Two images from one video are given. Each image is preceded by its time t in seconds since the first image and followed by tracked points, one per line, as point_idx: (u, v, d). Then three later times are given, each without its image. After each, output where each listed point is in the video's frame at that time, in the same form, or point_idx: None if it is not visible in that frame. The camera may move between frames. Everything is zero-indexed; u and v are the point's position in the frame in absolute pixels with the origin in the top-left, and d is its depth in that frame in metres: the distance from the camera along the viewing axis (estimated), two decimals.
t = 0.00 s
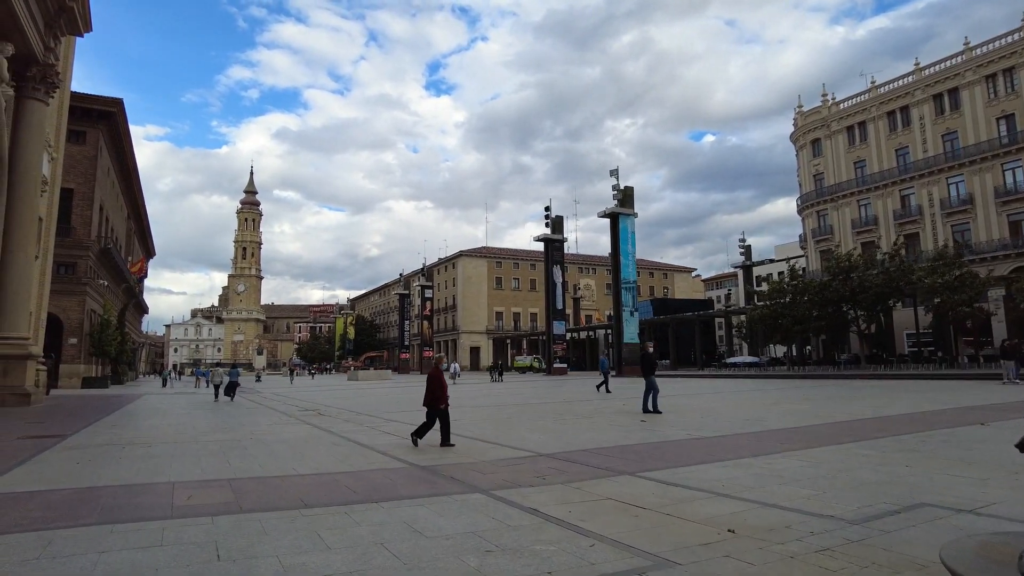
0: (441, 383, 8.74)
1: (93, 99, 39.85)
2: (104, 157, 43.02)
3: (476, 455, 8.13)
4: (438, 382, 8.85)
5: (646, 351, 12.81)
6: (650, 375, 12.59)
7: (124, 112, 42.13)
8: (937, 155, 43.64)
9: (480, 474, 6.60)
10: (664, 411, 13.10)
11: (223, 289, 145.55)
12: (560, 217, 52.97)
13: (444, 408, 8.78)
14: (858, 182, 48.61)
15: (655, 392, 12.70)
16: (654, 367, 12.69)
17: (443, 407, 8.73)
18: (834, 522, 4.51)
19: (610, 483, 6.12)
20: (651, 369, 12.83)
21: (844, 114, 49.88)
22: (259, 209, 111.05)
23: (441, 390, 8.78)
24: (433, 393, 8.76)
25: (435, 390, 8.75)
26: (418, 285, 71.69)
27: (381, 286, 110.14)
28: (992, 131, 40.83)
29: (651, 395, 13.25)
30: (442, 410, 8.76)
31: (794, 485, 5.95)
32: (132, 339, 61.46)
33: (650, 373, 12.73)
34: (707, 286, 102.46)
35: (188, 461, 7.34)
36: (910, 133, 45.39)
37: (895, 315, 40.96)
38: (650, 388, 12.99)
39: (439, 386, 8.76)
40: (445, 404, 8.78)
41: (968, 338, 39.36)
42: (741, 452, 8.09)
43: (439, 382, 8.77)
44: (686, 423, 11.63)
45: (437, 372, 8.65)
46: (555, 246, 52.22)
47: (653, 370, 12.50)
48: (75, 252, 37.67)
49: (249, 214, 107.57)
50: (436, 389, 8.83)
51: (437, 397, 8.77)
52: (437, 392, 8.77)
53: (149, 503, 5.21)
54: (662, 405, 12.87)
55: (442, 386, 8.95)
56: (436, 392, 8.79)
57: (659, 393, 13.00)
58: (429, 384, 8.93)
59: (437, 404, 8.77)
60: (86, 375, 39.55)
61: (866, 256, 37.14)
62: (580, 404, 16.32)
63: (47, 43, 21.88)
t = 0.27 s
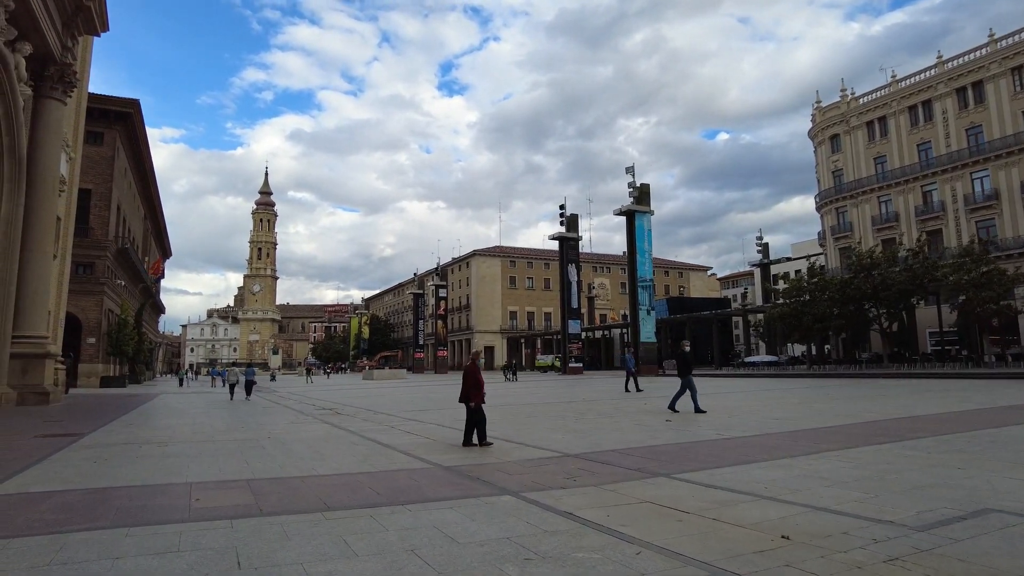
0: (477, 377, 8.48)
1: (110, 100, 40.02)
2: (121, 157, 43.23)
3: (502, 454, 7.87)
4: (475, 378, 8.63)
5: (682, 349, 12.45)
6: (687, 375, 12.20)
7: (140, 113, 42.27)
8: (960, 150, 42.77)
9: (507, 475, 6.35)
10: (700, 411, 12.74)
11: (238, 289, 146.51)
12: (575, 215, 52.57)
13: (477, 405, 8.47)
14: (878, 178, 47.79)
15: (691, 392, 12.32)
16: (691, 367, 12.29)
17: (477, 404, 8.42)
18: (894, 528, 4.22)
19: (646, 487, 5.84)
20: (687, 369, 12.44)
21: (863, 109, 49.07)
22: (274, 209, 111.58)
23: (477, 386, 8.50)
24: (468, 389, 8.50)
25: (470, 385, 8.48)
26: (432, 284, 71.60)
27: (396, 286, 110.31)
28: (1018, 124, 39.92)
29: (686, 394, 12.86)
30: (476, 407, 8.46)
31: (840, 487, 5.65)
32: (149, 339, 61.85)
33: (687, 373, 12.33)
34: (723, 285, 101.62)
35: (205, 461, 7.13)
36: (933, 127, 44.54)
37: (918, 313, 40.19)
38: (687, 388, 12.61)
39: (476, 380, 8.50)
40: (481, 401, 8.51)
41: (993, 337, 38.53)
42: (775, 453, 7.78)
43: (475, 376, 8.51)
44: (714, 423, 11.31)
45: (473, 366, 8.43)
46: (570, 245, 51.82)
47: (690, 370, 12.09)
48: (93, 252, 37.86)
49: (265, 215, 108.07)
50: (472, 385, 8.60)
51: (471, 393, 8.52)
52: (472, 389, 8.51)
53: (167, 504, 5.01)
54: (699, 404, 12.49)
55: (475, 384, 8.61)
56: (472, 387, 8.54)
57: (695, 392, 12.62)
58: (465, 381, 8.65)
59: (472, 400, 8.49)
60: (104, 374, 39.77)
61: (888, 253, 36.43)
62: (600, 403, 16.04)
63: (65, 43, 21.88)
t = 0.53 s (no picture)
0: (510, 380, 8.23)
1: (124, 102, 40.20)
2: (135, 159, 43.40)
3: (523, 460, 7.64)
4: (507, 383, 8.41)
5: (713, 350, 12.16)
6: (719, 375, 11.92)
7: (154, 114, 42.38)
8: (982, 147, 42.01)
9: (531, 483, 6.12)
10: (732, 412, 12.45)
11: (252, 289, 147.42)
12: (588, 214, 52.22)
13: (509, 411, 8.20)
14: (896, 176, 47.07)
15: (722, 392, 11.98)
16: (724, 368, 12.01)
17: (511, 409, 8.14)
18: (953, 545, 3.93)
19: (678, 496, 5.59)
20: (720, 370, 12.15)
21: (881, 106, 48.34)
22: (287, 210, 112.03)
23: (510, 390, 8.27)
24: (501, 394, 8.25)
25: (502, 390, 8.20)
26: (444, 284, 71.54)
27: (407, 286, 110.44)
28: None
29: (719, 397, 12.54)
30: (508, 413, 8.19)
31: (885, 496, 5.34)
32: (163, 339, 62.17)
33: (718, 374, 12.06)
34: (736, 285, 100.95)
35: (220, 467, 6.94)
36: (953, 124, 43.78)
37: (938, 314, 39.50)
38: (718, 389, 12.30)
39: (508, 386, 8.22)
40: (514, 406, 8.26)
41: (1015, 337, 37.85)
42: (806, 459, 7.50)
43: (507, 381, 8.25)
44: (736, 427, 11.06)
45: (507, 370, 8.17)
46: (583, 245, 51.39)
47: (722, 371, 11.82)
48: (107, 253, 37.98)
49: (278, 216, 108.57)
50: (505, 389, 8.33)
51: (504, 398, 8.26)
52: (505, 393, 8.25)
53: (178, 514, 4.80)
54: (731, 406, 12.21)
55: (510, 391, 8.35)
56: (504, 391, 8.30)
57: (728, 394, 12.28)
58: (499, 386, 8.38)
59: (505, 406, 8.24)
60: (119, 375, 39.94)
61: (906, 253, 35.83)
62: (618, 405, 15.80)
63: (80, 44, 21.85)
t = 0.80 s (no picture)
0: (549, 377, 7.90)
1: (139, 103, 40.39)
2: (151, 161, 43.55)
3: (549, 462, 7.33)
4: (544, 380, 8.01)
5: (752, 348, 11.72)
6: (757, 375, 11.50)
7: (169, 116, 42.54)
8: (1006, 141, 41.12)
9: (560, 486, 5.84)
10: (771, 413, 12.01)
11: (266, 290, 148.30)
12: (603, 213, 51.82)
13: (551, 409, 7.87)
14: (917, 172, 46.21)
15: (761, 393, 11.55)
16: (762, 367, 11.58)
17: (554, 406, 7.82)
18: None
19: (719, 501, 5.25)
20: (757, 369, 11.72)
21: (900, 101, 47.51)
22: (301, 211, 112.49)
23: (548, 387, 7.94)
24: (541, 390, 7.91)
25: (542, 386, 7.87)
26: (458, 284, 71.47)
27: (421, 286, 110.56)
28: None
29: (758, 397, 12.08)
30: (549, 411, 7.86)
31: (941, 502, 5.00)
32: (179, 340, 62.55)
33: (757, 374, 11.61)
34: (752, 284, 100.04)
35: (236, 468, 6.71)
36: (976, 119, 42.91)
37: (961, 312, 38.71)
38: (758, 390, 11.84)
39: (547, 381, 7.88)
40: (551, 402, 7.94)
41: None
42: (845, 461, 7.15)
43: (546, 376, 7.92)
44: (764, 427, 10.69)
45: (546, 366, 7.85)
46: (598, 243, 51.01)
47: (761, 370, 11.38)
48: (123, 253, 38.13)
49: (292, 217, 109.07)
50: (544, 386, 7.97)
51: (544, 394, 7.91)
52: (544, 389, 7.91)
53: (192, 519, 4.58)
54: (769, 406, 11.79)
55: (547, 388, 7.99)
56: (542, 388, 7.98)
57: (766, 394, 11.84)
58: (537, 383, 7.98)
59: (546, 402, 7.91)
60: (136, 375, 40.11)
61: (929, 250, 35.13)
62: (639, 406, 15.48)
63: (96, 44, 21.82)
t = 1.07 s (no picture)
0: (594, 378, 7.55)
1: (161, 106, 40.67)
2: (173, 163, 43.83)
3: (581, 469, 7.02)
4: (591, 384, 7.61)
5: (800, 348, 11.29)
6: (805, 375, 11.08)
7: (190, 118, 42.80)
8: None
9: (598, 497, 5.50)
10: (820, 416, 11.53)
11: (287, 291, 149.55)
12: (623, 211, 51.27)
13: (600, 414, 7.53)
14: (947, 167, 45.11)
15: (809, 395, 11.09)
16: (810, 367, 11.15)
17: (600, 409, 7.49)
18: None
19: (770, 515, 4.88)
20: (806, 370, 11.29)
21: (928, 95, 46.37)
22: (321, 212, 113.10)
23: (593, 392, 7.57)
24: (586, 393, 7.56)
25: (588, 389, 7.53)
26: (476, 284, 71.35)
27: (439, 286, 110.67)
28: None
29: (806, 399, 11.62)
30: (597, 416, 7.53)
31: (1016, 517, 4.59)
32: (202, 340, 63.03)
33: (804, 375, 11.18)
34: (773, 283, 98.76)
35: (257, 475, 6.46)
36: (1008, 112, 41.72)
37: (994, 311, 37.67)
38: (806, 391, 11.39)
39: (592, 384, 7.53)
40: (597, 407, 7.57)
41: None
42: (899, 468, 6.73)
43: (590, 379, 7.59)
44: (802, 430, 10.26)
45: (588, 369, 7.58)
46: (618, 242, 50.50)
47: (809, 370, 10.97)
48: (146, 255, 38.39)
49: (312, 218, 109.76)
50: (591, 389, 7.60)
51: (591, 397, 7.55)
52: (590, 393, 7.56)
53: (214, 532, 4.31)
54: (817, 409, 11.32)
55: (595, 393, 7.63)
56: (586, 390, 7.63)
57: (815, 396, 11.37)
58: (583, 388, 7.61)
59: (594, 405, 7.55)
60: (159, 375, 40.41)
61: (960, 247, 34.17)
62: (667, 407, 15.10)
63: (118, 46, 21.85)
